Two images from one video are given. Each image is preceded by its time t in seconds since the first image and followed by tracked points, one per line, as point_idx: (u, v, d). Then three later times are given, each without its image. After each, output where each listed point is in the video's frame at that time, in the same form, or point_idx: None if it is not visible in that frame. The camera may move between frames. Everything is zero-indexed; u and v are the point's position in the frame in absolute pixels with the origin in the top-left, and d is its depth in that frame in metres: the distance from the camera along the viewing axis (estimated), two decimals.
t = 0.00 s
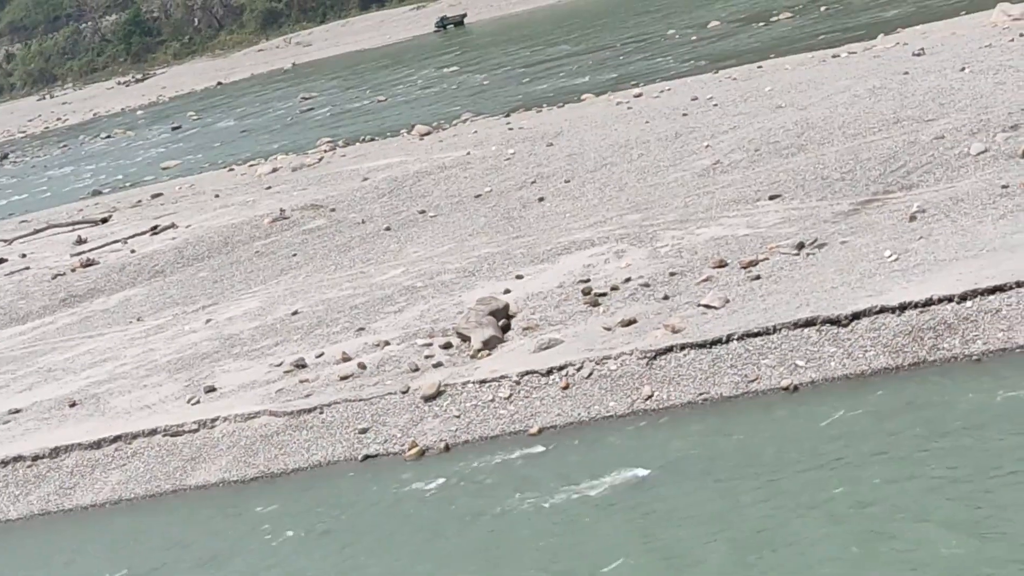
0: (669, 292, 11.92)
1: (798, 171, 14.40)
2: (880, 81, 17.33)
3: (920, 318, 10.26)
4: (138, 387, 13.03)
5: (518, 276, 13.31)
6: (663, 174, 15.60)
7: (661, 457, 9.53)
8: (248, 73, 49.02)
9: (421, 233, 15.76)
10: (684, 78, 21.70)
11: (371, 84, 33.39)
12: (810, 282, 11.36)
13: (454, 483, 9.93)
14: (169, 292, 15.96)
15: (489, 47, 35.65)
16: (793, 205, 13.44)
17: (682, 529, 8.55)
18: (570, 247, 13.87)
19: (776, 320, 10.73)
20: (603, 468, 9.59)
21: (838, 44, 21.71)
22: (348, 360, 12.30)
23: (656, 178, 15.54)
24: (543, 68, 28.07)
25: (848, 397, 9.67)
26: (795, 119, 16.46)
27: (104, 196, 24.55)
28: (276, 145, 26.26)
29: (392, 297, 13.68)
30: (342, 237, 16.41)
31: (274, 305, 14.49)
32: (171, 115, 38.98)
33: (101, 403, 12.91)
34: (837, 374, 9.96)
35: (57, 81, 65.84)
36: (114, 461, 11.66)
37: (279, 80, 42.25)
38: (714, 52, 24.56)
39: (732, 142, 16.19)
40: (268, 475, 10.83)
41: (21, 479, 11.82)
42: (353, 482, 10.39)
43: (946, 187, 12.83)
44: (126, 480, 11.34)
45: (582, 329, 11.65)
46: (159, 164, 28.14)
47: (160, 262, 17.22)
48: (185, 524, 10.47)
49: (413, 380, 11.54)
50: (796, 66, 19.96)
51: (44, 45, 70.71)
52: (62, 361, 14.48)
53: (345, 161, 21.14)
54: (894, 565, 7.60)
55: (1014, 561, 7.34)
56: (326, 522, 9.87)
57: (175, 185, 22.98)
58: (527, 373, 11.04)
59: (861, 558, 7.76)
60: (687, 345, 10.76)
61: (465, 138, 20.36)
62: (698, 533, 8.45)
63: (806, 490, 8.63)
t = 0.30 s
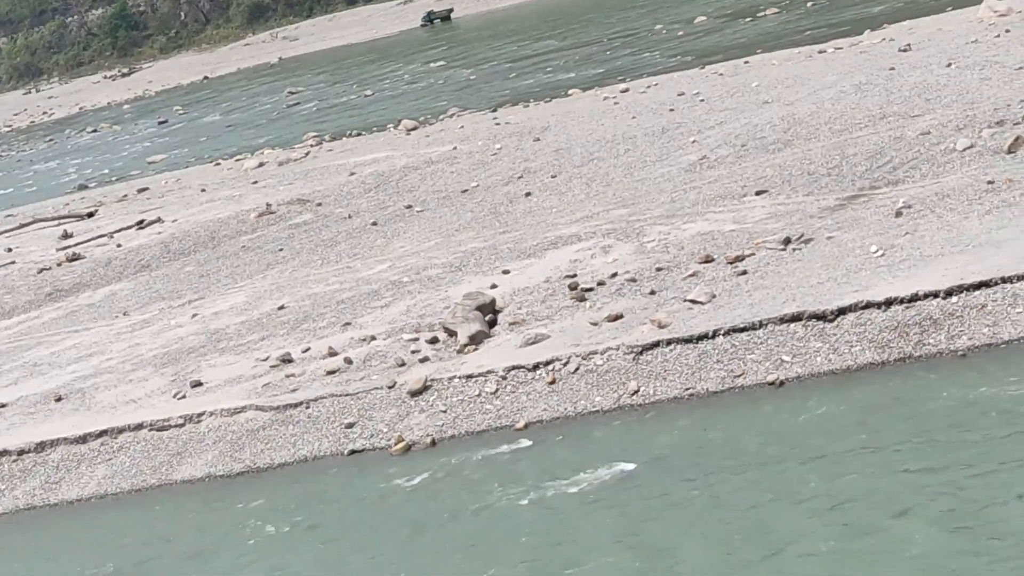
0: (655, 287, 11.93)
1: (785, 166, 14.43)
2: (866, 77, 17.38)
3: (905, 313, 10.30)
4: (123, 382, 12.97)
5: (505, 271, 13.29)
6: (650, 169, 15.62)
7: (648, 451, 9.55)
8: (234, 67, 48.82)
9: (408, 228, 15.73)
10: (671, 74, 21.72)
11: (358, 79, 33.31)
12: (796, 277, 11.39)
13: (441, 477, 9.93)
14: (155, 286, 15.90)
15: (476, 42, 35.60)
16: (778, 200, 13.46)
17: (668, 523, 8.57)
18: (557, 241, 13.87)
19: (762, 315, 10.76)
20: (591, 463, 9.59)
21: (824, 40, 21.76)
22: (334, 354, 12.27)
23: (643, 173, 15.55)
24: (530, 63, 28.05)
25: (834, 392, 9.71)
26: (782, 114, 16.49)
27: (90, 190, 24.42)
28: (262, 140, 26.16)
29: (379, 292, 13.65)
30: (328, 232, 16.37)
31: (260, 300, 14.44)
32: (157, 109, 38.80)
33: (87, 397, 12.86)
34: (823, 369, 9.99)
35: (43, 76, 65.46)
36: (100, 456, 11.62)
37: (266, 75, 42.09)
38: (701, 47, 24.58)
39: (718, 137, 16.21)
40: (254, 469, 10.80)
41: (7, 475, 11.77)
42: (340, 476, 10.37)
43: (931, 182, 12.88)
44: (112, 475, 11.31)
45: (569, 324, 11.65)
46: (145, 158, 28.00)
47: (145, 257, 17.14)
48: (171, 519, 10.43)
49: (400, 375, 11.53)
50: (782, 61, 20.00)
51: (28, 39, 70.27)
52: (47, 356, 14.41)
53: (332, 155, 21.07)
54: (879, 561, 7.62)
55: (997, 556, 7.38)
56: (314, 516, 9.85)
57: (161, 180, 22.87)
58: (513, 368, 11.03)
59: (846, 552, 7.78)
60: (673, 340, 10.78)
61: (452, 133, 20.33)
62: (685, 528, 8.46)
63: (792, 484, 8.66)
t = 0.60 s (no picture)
0: (638, 272, 11.94)
1: (767, 151, 14.45)
2: (849, 62, 17.40)
3: (887, 299, 10.35)
4: (104, 364, 12.91)
5: (487, 255, 13.28)
6: (633, 154, 15.61)
7: (630, 435, 9.58)
8: (216, 50, 48.47)
9: (390, 211, 15.68)
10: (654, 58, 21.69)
11: (340, 61, 33.12)
12: (778, 262, 11.43)
13: (423, 460, 9.93)
14: (136, 268, 15.80)
15: (458, 25, 35.44)
16: (761, 185, 13.49)
17: (649, 507, 8.61)
18: (540, 225, 13.86)
19: (744, 300, 10.79)
20: (573, 447, 9.62)
21: (807, 24, 21.77)
22: (316, 338, 12.23)
23: (625, 157, 15.54)
24: (513, 46, 27.95)
25: (815, 377, 9.76)
26: (764, 99, 16.50)
27: (70, 172, 24.23)
28: (243, 122, 26.00)
29: (361, 276, 13.61)
30: (310, 215, 16.30)
31: (242, 283, 14.38)
32: (138, 91, 38.49)
33: (68, 380, 12.79)
34: (804, 354, 10.03)
35: (22, 57, 64.80)
36: (81, 439, 11.58)
37: (247, 57, 41.80)
38: (684, 31, 24.55)
39: (701, 122, 16.22)
40: (236, 453, 10.78)
41: None
42: (323, 459, 10.36)
43: (913, 168, 12.93)
44: (92, 458, 11.27)
45: (551, 308, 11.65)
46: (126, 141, 27.78)
47: (126, 239, 17.03)
48: (152, 502, 10.41)
49: (382, 358, 11.50)
50: (765, 46, 20.00)
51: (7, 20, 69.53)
52: (27, 338, 14.32)
53: (314, 138, 20.97)
54: (857, 545, 7.68)
55: (973, 540, 7.46)
56: (296, 499, 9.85)
57: (142, 162, 22.71)
58: (495, 352, 11.03)
59: (824, 537, 7.84)
60: (655, 324, 10.80)
61: (435, 116, 20.26)
62: (665, 511, 8.51)
63: (772, 469, 8.71)
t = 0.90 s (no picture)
0: (633, 258, 11.95)
1: (763, 137, 14.43)
2: (845, 49, 17.37)
3: (882, 285, 10.36)
4: (100, 350, 12.90)
5: (483, 241, 13.26)
6: (629, 140, 15.59)
7: (626, 422, 9.60)
8: (211, 35, 48.26)
9: (386, 197, 15.65)
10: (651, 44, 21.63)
11: (336, 47, 33.00)
12: (774, 248, 11.43)
13: (418, 446, 9.95)
14: (132, 254, 15.77)
15: (455, 11, 35.32)
16: (757, 172, 13.47)
17: (642, 494, 8.63)
18: (535, 212, 13.84)
19: (740, 287, 10.79)
20: (569, 432, 9.64)
21: (804, 11, 21.71)
22: (312, 324, 12.23)
23: (621, 144, 15.51)
24: (509, 32, 27.86)
25: (810, 363, 9.78)
26: (760, 86, 16.47)
27: (65, 157, 24.15)
28: (239, 108, 25.91)
29: (357, 262, 13.59)
30: (305, 201, 16.27)
31: (237, 269, 14.34)
32: (134, 77, 38.34)
33: (63, 365, 12.78)
34: (800, 340, 10.05)
35: (17, 42, 64.48)
36: (76, 424, 11.59)
37: (243, 42, 41.64)
38: (681, 17, 24.47)
39: (697, 108, 16.18)
40: (231, 438, 10.80)
41: None
42: (318, 445, 10.38)
43: (909, 154, 12.93)
44: (88, 443, 11.28)
45: (547, 295, 11.64)
46: (121, 126, 27.68)
47: (122, 225, 16.98)
48: (146, 488, 10.42)
49: (377, 345, 11.50)
50: (762, 33, 19.94)
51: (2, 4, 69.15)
52: (23, 323, 14.30)
53: (309, 124, 20.90)
54: (850, 533, 7.71)
55: (963, 529, 7.49)
56: (292, 485, 9.86)
57: (138, 148, 22.63)
58: (491, 339, 11.03)
59: (817, 525, 7.87)
60: (651, 311, 10.81)
61: (430, 102, 20.20)
62: (658, 498, 8.53)
63: (766, 456, 8.73)
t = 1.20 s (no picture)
0: (633, 244, 11.94)
1: (763, 123, 14.41)
2: (846, 34, 17.32)
3: (882, 271, 10.37)
4: (99, 335, 12.91)
5: (483, 227, 13.25)
6: (629, 126, 15.56)
7: (625, 408, 9.61)
8: (211, 20, 48.10)
9: (386, 183, 15.64)
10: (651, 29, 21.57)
11: (335, 32, 32.92)
12: (773, 235, 11.43)
13: (417, 432, 9.97)
14: (131, 239, 15.77)
15: None
16: (757, 158, 13.45)
17: (641, 481, 8.64)
18: (535, 197, 13.83)
19: (739, 273, 10.79)
20: (568, 419, 9.66)
21: None
22: (311, 310, 12.23)
23: (621, 130, 15.48)
24: (509, 18, 27.78)
25: (809, 350, 9.79)
26: (760, 72, 16.43)
27: (64, 143, 24.10)
28: (238, 93, 25.85)
29: (356, 247, 13.59)
30: (305, 186, 16.25)
31: (236, 254, 14.33)
32: (133, 62, 38.24)
33: (62, 350, 12.80)
34: (799, 327, 10.06)
35: (15, 27, 64.29)
36: (76, 409, 11.61)
37: (242, 28, 41.51)
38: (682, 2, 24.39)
39: (697, 94, 16.15)
40: (231, 424, 10.83)
41: None
42: (317, 431, 10.41)
43: (909, 141, 12.92)
44: (88, 428, 11.31)
45: (546, 281, 11.64)
46: (120, 111, 27.62)
47: (121, 210, 16.96)
48: (146, 473, 10.45)
49: (377, 330, 11.51)
50: (762, 18, 19.88)
51: None
52: (22, 309, 14.30)
53: (309, 110, 20.86)
54: (847, 520, 7.73)
55: (960, 517, 7.50)
56: (291, 471, 9.88)
57: (137, 133, 22.58)
58: (491, 325, 11.03)
59: (815, 512, 7.88)
60: (651, 297, 10.81)
61: (430, 88, 20.15)
62: (657, 485, 8.55)
63: (764, 443, 8.74)
